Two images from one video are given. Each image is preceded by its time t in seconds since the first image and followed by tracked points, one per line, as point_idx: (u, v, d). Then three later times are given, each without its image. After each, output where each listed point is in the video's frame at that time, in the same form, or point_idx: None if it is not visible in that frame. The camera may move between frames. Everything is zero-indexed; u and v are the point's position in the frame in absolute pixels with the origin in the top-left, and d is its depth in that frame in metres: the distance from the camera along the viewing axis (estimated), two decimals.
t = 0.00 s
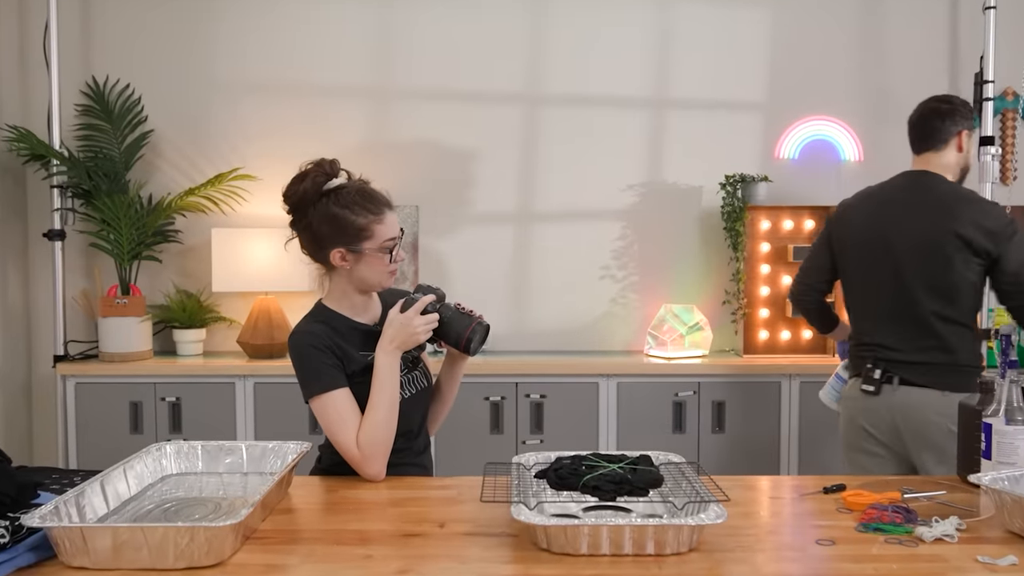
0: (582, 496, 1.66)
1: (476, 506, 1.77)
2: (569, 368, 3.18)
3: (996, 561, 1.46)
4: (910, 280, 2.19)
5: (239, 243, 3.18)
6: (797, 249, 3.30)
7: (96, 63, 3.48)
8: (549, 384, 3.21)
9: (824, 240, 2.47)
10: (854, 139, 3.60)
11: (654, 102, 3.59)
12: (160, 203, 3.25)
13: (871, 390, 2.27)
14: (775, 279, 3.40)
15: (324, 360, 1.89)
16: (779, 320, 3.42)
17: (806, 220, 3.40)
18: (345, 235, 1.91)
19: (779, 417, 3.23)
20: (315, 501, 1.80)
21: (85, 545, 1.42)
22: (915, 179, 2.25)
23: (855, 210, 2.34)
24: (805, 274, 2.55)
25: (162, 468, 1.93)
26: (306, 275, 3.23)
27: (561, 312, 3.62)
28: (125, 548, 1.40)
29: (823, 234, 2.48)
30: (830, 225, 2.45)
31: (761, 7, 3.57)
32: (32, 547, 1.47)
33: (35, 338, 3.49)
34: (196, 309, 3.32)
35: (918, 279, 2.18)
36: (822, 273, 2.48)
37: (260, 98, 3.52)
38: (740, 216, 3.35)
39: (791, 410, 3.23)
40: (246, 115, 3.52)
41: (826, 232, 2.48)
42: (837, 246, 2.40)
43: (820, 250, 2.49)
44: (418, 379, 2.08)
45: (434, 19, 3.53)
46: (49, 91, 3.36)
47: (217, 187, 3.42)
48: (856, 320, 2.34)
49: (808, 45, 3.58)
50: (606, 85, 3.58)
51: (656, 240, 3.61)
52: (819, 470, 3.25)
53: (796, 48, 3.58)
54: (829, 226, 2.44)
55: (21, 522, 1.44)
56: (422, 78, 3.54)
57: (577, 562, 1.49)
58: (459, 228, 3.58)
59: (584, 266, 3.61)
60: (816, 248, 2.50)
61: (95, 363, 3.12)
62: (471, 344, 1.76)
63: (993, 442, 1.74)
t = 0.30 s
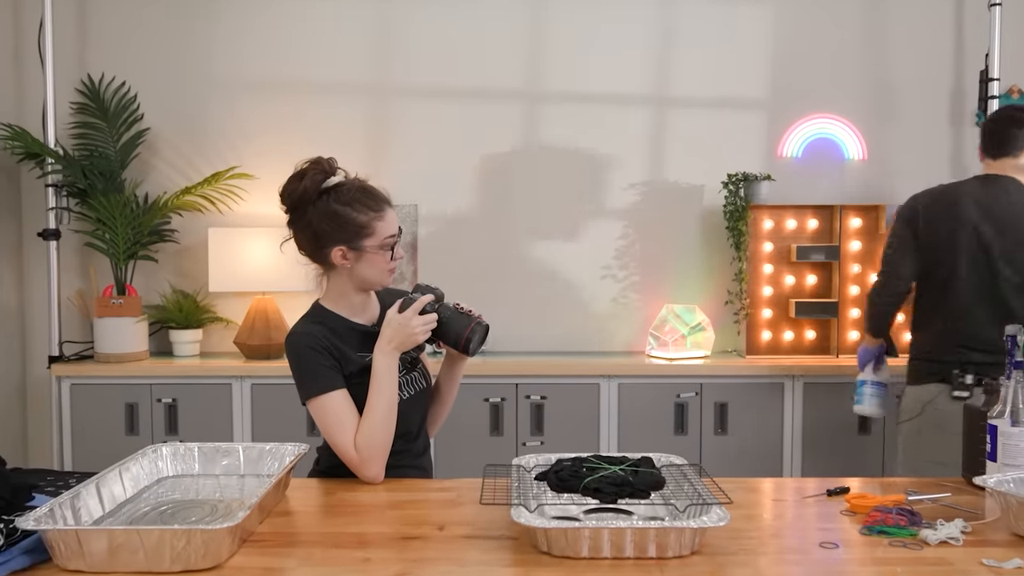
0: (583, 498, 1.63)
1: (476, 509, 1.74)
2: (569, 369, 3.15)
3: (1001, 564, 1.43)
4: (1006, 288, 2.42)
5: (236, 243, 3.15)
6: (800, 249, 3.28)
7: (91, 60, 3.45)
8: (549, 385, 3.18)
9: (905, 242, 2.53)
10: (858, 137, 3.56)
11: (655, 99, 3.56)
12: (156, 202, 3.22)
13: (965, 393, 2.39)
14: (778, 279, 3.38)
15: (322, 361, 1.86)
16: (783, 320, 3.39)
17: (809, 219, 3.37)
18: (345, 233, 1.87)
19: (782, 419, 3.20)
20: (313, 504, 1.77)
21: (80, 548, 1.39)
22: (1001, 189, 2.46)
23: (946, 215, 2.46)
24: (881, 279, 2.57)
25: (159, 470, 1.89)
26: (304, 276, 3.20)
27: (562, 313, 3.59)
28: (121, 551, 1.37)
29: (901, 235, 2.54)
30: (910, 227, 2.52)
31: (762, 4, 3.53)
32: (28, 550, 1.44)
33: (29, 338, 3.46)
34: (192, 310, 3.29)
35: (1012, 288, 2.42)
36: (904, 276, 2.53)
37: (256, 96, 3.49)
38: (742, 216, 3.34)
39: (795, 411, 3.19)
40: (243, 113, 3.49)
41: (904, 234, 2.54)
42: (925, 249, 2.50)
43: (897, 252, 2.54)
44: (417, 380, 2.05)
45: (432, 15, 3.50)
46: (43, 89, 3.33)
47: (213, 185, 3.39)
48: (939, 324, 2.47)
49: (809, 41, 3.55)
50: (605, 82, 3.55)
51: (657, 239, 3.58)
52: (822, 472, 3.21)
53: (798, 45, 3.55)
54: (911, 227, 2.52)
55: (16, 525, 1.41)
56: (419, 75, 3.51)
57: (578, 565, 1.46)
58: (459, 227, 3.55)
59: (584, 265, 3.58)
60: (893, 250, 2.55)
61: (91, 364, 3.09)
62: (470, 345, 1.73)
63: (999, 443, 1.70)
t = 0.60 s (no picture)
0: (584, 500, 1.60)
1: (476, 512, 1.71)
2: (569, 370, 3.12)
3: (1006, 567, 1.41)
4: None
5: (232, 243, 3.12)
6: (803, 249, 3.25)
7: (86, 57, 3.42)
8: (549, 386, 3.15)
9: (960, 229, 2.68)
10: (862, 136, 3.54)
11: (657, 97, 3.53)
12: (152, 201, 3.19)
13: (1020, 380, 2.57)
14: (782, 279, 3.35)
15: (319, 363, 1.83)
16: (786, 321, 3.36)
17: (813, 218, 3.34)
18: (345, 231, 1.85)
19: (785, 420, 3.17)
20: (311, 506, 1.74)
21: (75, 551, 1.36)
22: None
23: (998, 203, 2.64)
24: (940, 266, 2.68)
25: (154, 472, 1.86)
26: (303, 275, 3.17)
27: (562, 313, 3.56)
28: (116, 554, 1.35)
29: (956, 222, 2.69)
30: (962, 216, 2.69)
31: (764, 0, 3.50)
32: (21, 553, 1.41)
33: (24, 339, 3.43)
34: (189, 310, 3.26)
35: None
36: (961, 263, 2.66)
37: (254, 93, 3.46)
38: (745, 215, 3.30)
39: (798, 413, 3.16)
40: (240, 110, 3.46)
41: (959, 221, 2.69)
42: (980, 236, 2.66)
43: (950, 240, 2.69)
44: (416, 382, 2.02)
45: (431, 12, 3.47)
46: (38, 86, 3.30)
47: (210, 184, 3.36)
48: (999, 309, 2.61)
49: (811, 38, 3.52)
50: (606, 79, 3.52)
51: (658, 239, 3.55)
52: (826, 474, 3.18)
53: (800, 42, 3.52)
54: (967, 216, 2.68)
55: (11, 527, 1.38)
56: (418, 73, 3.48)
57: (578, 569, 1.43)
58: (458, 227, 3.53)
59: (584, 265, 3.55)
60: (950, 237, 2.68)
61: (86, 365, 3.06)
62: (470, 346, 1.70)
63: (1004, 445, 1.67)
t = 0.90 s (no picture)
0: (585, 503, 1.57)
1: (475, 514, 1.68)
2: (570, 371, 3.09)
3: (1012, 570, 1.38)
4: None
5: (230, 243, 3.09)
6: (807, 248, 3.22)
7: (81, 54, 3.39)
8: (549, 387, 3.12)
9: (967, 230, 2.66)
10: (866, 135, 3.50)
11: (658, 95, 3.50)
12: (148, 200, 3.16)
13: None
14: (784, 279, 3.32)
15: (317, 364, 1.80)
16: (789, 321, 3.33)
17: (816, 218, 3.31)
18: (343, 231, 1.82)
19: (788, 421, 3.14)
20: (308, 509, 1.71)
21: (70, 554, 1.33)
22: None
23: (1007, 203, 2.61)
24: (946, 267, 2.68)
25: (151, 474, 1.83)
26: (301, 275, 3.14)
27: (562, 314, 3.53)
28: (112, 557, 1.32)
29: (963, 222, 2.67)
30: (967, 215, 2.67)
31: None
32: (16, 556, 1.38)
33: (18, 339, 3.40)
34: (185, 310, 3.24)
35: None
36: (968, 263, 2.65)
37: (251, 91, 3.43)
38: (747, 214, 3.28)
39: (801, 415, 3.13)
40: (237, 108, 3.43)
41: (967, 222, 2.67)
42: (988, 235, 2.64)
43: (955, 240, 2.67)
44: (414, 383, 1.99)
45: (429, 9, 3.44)
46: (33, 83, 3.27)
47: (207, 183, 3.33)
48: (1008, 307, 2.60)
49: (814, 35, 3.49)
50: (606, 77, 3.49)
51: (659, 238, 3.52)
52: (829, 476, 3.15)
53: (803, 40, 3.49)
54: (973, 216, 2.65)
55: (4, 530, 1.35)
56: (417, 71, 3.45)
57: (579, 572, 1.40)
58: (458, 226, 3.50)
59: (585, 265, 3.52)
60: (956, 238, 2.66)
61: (81, 366, 3.03)
62: (469, 346, 1.66)
63: (1010, 447, 1.65)
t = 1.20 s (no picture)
0: (586, 505, 1.54)
1: (474, 517, 1.65)
2: (570, 372, 3.06)
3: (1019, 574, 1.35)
4: None
5: (226, 242, 3.07)
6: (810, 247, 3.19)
7: (77, 52, 3.36)
8: (549, 388, 3.09)
9: (970, 230, 2.64)
10: (870, 132, 3.44)
11: (659, 93, 3.47)
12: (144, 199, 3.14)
13: None
14: (787, 279, 3.29)
15: (314, 365, 1.77)
16: (791, 321, 3.30)
17: (820, 217, 3.28)
18: (338, 231, 1.79)
19: (791, 423, 3.11)
20: (306, 511, 1.68)
21: (66, 557, 1.31)
22: None
23: (1011, 202, 2.58)
24: (945, 268, 2.66)
25: (146, 476, 1.80)
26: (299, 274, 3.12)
27: (562, 313, 3.50)
28: (107, 560, 1.29)
29: (967, 223, 2.65)
30: (969, 216, 2.66)
31: None
32: (10, 558, 1.36)
33: (13, 340, 3.37)
34: (181, 310, 3.21)
35: None
36: (967, 264, 2.63)
37: (247, 89, 3.40)
38: (750, 213, 3.25)
39: (804, 416, 3.10)
40: (234, 106, 3.41)
41: (970, 222, 2.65)
42: (991, 235, 2.61)
43: (956, 239, 2.65)
44: (412, 384, 1.96)
45: (427, 6, 3.41)
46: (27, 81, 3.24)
47: (204, 182, 3.30)
48: (1011, 307, 2.57)
49: (817, 32, 3.46)
50: (606, 74, 3.46)
51: (660, 237, 3.49)
52: (833, 478, 3.12)
53: (806, 37, 3.46)
54: (976, 216, 2.64)
55: None
56: (415, 69, 3.43)
57: None
58: (457, 226, 3.47)
59: (585, 265, 3.49)
60: (958, 239, 2.65)
61: (77, 367, 3.00)
62: (468, 346, 1.63)
63: (1015, 448, 1.62)
